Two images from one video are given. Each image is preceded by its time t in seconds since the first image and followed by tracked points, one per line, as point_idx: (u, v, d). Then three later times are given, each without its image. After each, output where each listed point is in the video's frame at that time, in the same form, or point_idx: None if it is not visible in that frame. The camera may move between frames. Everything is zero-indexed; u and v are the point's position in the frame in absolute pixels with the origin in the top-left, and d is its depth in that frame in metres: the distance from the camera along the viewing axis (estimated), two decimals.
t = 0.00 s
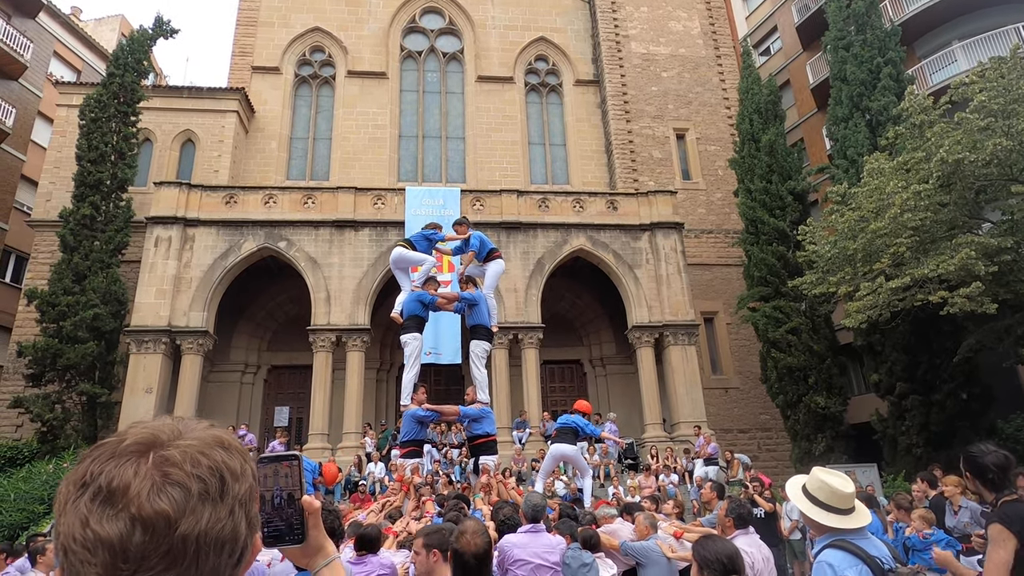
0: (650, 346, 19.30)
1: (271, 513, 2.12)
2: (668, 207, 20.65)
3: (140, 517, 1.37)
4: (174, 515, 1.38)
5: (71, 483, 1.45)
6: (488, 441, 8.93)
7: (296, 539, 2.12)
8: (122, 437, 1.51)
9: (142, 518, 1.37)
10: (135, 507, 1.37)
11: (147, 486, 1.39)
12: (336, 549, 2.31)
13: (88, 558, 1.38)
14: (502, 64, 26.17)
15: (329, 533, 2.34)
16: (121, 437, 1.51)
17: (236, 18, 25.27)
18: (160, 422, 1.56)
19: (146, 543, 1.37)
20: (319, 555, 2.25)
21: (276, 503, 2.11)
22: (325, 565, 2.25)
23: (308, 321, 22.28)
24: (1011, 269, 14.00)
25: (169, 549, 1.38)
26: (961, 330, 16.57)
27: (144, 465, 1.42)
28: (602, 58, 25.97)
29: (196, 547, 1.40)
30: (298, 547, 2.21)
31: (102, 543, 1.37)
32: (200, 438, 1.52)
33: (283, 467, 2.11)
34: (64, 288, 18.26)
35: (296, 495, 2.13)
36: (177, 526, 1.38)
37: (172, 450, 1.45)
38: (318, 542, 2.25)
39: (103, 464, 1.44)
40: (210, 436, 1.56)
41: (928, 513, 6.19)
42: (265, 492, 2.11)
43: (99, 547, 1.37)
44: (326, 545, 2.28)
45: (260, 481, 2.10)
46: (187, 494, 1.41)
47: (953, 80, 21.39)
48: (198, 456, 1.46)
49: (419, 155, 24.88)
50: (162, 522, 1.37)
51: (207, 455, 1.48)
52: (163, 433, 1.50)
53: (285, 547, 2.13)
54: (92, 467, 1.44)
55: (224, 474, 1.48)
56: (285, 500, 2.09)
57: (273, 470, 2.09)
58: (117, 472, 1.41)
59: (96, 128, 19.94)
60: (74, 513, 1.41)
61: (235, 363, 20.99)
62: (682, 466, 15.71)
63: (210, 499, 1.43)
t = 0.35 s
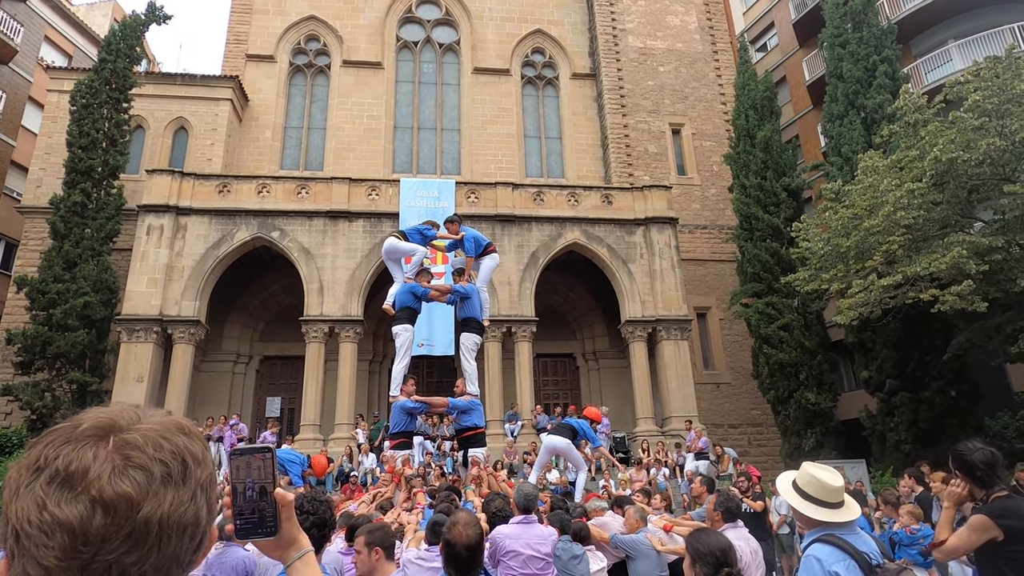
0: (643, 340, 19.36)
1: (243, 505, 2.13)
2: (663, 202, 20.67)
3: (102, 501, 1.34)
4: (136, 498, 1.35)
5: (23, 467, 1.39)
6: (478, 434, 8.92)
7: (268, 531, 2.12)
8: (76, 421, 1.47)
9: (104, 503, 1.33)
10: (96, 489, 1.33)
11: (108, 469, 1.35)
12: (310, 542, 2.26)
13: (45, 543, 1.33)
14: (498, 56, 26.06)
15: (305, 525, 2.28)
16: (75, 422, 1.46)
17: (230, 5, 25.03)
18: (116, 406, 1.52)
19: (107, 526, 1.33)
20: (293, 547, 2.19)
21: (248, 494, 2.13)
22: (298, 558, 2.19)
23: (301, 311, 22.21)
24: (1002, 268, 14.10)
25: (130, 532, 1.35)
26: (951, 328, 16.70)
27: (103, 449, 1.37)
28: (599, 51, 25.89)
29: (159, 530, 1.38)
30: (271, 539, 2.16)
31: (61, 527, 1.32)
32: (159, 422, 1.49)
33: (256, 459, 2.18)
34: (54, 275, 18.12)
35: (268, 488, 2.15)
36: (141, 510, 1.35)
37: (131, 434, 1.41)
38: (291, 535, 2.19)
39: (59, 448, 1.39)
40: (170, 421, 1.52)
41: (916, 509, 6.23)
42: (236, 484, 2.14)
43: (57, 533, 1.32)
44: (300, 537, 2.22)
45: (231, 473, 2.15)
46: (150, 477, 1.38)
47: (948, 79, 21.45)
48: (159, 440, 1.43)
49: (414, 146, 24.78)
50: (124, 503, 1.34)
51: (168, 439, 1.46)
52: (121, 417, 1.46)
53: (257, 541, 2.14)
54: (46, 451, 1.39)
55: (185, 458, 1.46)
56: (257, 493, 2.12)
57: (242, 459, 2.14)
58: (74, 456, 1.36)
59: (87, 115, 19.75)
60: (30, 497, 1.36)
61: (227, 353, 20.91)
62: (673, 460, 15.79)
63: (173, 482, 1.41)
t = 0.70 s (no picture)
0: (639, 339, 19.38)
1: (215, 508, 2.13)
2: (660, 201, 20.68)
3: (109, 495, 1.32)
4: (133, 492, 1.35)
5: None
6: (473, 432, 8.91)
7: (240, 534, 2.12)
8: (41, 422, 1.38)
9: (108, 498, 1.32)
10: (102, 483, 1.31)
11: (111, 463, 1.33)
12: (285, 543, 2.27)
13: (41, 540, 1.27)
14: (496, 54, 26.03)
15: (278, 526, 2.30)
16: (43, 421, 1.38)
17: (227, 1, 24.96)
18: (82, 403, 1.45)
19: (109, 520, 1.33)
20: (267, 549, 2.22)
21: (219, 497, 2.12)
22: (272, 559, 2.20)
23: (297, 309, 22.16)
24: (996, 269, 14.16)
25: (131, 526, 1.35)
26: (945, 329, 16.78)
27: (98, 443, 1.34)
28: (597, 50, 25.87)
29: (154, 523, 1.40)
30: (243, 542, 2.19)
31: (61, 523, 1.28)
32: (133, 421, 1.47)
33: (226, 462, 2.15)
34: (48, 271, 18.03)
35: (240, 490, 2.14)
36: (140, 503, 1.36)
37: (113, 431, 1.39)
38: (264, 537, 2.22)
39: (44, 442, 1.32)
40: (141, 420, 1.51)
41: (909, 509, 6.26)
42: (208, 486, 2.14)
43: (54, 528, 1.28)
44: (274, 538, 2.24)
45: (203, 475, 2.14)
46: (142, 473, 1.38)
47: (944, 81, 21.50)
48: (142, 437, 1.43)
49: (411, 143, 24.73)
50: (126, 498, 1.34)
51: (152, 437, 1.46)
52: (99, 416, 1.42)
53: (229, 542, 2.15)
54: (31, 447, 1.31)
55: (166, 456, 1.46)
56: (228, 494, 2.10)
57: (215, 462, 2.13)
58: (67, 450, 1.31)
59: (82, 110, 19.64)
60: (20, 494, 1.27)
61: (222, 350, 20.85)
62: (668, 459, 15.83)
63: (161, 479, 1.43)
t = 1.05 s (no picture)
0: (638, 339, 19.39)
1: (206, 510, 2.09)
2: (659, 201, 20.69)
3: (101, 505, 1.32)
4: (124, 500, 1.36)
5: None
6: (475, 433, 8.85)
7: (232, 535, 2.07)
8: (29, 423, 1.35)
9: (99, 507, 1.32)
10: (92, 489, 1.30)
11: (101, 470, 1.32)
12: (277, 543, 2.20)
13: (31, 547, 1.26)
14: (494, 54, 26.05)
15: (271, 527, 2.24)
16: (28, 423, 1.35)
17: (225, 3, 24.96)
18: (70, 407, 1.42)
19: (100, 527, 1.33)
20: (259, 550, 2.14)
21: (210, 498, 2.08)
22: (264, 559, 2.13)
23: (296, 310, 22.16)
24: (995, 267, 14.17)
25: (121, 532, 1.36)
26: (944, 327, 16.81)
27: (90, 449, 1.32)
28: (595, 50, 25.89)
29: (143, 530, 1.40)
30: (235, 543, 2.10)
31: (53, 530, 1.28)
32: (120, 422, 1.44)
33: (217, 463, 2.16)
34: (47, 274, 18.01)
35: (231, 491, 2.10)
36: (130, 512, 1.37)
37: (102, 434, 1.37)
38: (256, 537, 2.14)
39: (33, 449, 1.30)
40: (128, 422, 1.48)
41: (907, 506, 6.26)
42: (199, 488, 2.11)
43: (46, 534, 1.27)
44: (266, 538, 2.17)
45: (194, 478, 2.13)
46: (132, 479, 1.38)
47: (942, 79, 21.53)
48: (133, 442, 1.41)
49: (410, 144, 24.74)
50: (114, 505, 1.34)
51: (139, 442, 1.44)
52: (87, 420, 1.40)
53: (222, 543, 2.09)
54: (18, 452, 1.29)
55: (155, 460, 1.46)
56: (219, 497, 2.07)
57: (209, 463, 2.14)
58: (58, 455, 1.29)
59: (81, 113, 19.62)
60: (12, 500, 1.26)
61: (222, 352, 20.85)
62: (668, 459, 15.84)
63: (147, 485, 1.42)
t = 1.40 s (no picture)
0: (633, 346, 19.41)
1: (225, 519, 2.10)
2: (653, 208, 20.77)
3: (159, 503, 1.38)
4: (176, 503, 1.42)
5: (51, 474, 1.35)
6: (471, 440, 8.80)
7: (251, 543, 2.12)
8: (86, 432, 1.45)
9: (156, 506, 1.38)
10: (147, 490, 1.37)
11: (154, 473, 1.39)
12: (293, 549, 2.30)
13: (93, 543, 1.32)
14: (490, 62, 26.15)
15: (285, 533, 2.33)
16: (83, 435, 1.43)
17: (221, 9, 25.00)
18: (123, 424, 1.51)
19: (155, 527, 1.38)
20: (275, 556, 2.24)
21: (230, 509, 2.09)
22: (281, 567, 2.23)
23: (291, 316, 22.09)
24: (987, 276, 14.28)
25: (174, 532, 1.41)
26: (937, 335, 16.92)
27: (144, 455, 1.41)
28: (590, 59, 26.03)
29: (194, 532, 1.46)
30: (253, 550, 2.21)
31: (111, 531, 1.33)
32: (170, 436, 1.53)
33: (237, 474, 2.12)
34: (40, 279, 17.91)
35: (250, 501, 2.12)
36: (183, 514, 1.43)
37: (152, 444, 1.46)
38: (273, 545, 2.25)
39: (93, 453, 1.38)
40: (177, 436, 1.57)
41: (901, 514, 6.30)
42: (218, 499, 2.10)
43: (105, 531, 1.33)
44: (282, 546, 2.27)
45: (214, 488, 2.11)
46: (182, 484, 1.45)
47: (934, 89, 21.74)
48: (182, 452, 1.49)
49: (405, 151, 24.77)
50: (167, 506, 1.40)
51: (188, 452, 1.52)
52: (137, 430, 1.48)
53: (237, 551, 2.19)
54: (79, 457, 1.37)
55: (203, 469, 1.54)
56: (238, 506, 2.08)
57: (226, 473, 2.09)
58: (117, 460, 1.37)
59: (75, 118, 19.56)
60: (73, 501, 1.33)
61: (216, 359, 20.76)
62: (663, 467, 15.84)
63: (196, 490, 1.49)
